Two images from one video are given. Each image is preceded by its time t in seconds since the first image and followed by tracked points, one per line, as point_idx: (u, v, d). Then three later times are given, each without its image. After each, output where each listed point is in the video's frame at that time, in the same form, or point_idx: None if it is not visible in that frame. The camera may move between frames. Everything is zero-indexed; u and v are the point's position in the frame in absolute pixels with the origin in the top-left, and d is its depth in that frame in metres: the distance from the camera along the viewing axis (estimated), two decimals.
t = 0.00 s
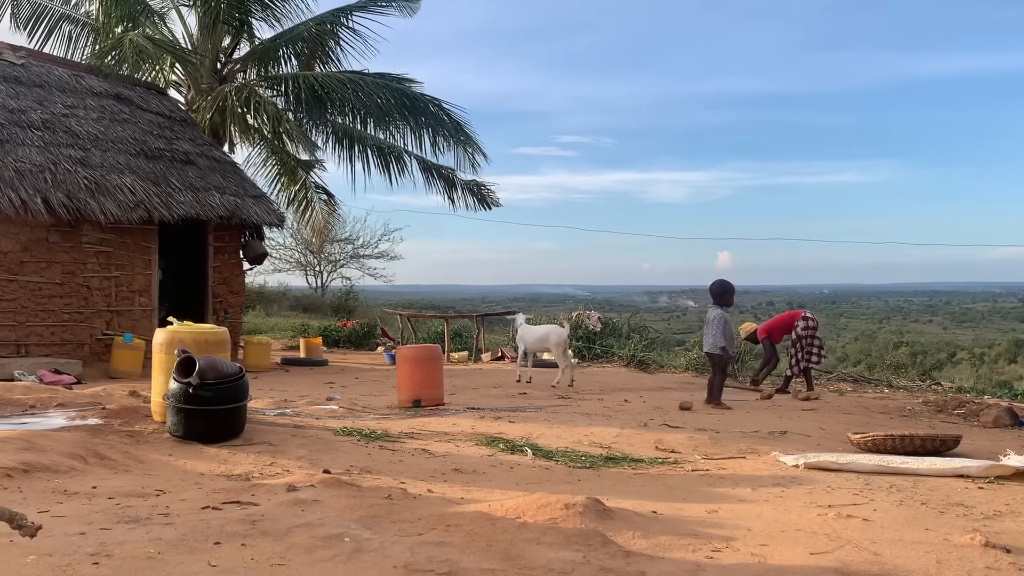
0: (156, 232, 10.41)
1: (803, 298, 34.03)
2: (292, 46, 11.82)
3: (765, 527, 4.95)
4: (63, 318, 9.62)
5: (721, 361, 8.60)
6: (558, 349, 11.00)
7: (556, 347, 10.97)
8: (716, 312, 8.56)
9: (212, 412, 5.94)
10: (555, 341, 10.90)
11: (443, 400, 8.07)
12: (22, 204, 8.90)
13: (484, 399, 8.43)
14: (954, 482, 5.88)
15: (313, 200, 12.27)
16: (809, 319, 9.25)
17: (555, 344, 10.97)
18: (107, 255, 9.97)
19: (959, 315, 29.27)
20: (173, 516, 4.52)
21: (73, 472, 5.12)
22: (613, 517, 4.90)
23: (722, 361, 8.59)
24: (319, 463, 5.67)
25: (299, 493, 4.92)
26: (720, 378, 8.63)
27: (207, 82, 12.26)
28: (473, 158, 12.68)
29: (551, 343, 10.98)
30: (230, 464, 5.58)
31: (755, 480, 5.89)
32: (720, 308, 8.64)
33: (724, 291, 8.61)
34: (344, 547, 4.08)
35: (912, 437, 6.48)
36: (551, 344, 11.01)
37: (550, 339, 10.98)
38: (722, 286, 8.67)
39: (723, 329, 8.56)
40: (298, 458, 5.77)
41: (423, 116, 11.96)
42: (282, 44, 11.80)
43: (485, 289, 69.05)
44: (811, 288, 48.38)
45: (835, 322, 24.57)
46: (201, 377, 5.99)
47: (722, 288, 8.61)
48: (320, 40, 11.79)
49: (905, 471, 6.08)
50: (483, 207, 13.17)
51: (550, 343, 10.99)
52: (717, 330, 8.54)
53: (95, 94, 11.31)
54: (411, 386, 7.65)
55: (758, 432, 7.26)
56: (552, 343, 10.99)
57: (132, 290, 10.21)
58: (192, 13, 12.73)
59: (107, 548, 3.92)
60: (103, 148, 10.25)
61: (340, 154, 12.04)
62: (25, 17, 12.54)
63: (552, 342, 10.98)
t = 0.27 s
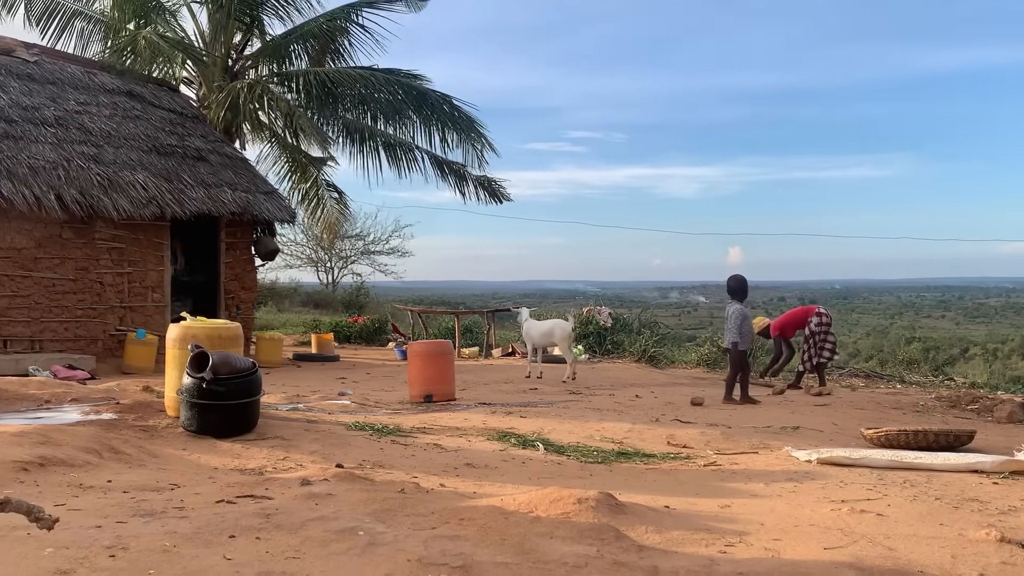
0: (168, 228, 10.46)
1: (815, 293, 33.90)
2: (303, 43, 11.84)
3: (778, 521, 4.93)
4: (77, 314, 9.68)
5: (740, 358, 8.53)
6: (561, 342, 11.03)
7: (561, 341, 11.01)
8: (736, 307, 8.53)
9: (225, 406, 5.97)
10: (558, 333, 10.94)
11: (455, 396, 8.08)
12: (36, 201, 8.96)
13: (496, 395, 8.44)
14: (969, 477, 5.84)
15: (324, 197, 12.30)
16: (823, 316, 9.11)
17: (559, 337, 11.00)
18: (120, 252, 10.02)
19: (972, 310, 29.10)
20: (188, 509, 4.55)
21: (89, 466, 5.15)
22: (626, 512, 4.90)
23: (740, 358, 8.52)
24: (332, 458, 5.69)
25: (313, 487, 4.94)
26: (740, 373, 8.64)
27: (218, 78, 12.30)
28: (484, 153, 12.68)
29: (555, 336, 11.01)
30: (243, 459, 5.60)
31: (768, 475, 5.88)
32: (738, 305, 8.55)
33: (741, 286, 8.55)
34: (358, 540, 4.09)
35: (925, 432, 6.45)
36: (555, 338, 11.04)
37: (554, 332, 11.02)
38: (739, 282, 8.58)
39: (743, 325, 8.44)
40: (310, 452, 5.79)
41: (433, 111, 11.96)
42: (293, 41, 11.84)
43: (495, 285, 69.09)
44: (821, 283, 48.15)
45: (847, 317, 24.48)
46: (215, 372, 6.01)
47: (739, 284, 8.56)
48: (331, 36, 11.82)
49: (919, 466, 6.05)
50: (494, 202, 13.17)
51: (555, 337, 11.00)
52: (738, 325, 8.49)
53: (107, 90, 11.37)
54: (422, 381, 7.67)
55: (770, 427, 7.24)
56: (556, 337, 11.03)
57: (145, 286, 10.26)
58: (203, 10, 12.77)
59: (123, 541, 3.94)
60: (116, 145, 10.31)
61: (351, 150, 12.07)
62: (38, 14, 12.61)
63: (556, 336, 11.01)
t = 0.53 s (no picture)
0: (178, 225, 10.50)
1: (824, 289, 33.77)
2: (312, 40, 11.86)
3: (789, 518, 4.92)
4: (88, 310, 9.73)
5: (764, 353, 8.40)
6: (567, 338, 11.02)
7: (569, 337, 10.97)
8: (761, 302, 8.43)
9: (235, 402, 5.98)
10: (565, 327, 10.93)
11: (464, 392, 8.09)
12: (47, 197, 9.01)
13: (505, 391, 8.44)
14: (980, 473, 5.82)
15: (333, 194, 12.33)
16: (833, 311, 9.15)
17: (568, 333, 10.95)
18: (130, 248, 10.07)
19: (983, 307, 28.95)
20: (199, 505, 4.57)
21: (101, 461, 5.18)
22: (636, 508, 4.90)
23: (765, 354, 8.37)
24: (342, 453, 5.71)
25: (323, 483, 4.95)
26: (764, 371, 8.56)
27: (227, 75, 12.33)
28: (493, 149, 12.68)
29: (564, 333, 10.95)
30: (254, 454, 5.62)
31: (778, 472, 5.86)
32: (763, 301, 8.43)
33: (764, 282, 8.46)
34: (369, 536, 4.10)
35: (937, 428, 6.42)
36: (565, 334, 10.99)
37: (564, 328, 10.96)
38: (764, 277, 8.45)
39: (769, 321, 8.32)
40: (321, 448, 5.81)
41: (442, 107, 11.96)
42: (302, 38, 11.85)
43: (502, 282, 69.10)
44: (830, 280, 47.95)
45: (857, 314, 24.39)
46: (225, 368, 6.03)
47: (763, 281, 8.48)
48: (340, 33, 11.84)
49: (930, 463, 6.03)
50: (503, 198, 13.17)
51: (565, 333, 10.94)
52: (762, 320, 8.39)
53: (117, 88, 11.41)
54: (432, 377, 7.67)
55: (780, 424, 7.23)
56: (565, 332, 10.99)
57: (155, 283, 10.30)
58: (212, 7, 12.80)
59: (136, 536, 3.95)
60: (126, 142, 10.35)
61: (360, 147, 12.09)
62: (49, 11, 12.67)
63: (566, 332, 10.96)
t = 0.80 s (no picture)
0: (184, 223, 10.52)
1: (830, 287, 33.67)
2: (317, 38, 11.87)
3: (795, 516, 4.91)
4: (95, 309, 9.76)
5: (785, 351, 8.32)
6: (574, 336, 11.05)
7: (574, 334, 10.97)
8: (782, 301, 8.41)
9: (242, 400, 6.00)
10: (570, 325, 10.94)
11: (470, 390, 8.09)
12: (54, 196, 9.03)
13: (510, 389, 8.45)
14: (988, 472, 5.80)
15: (339, 192, 12.36)
16: (840, 309, 9.08)
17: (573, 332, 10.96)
18: (136, 247, 10.09)
19: (990, 305, 28.86)
20: (206, 502, 4.58)
21: (108, 459, 5.20)
22: (642, 506, 4.90)
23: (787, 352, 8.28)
24: (349, 451, 5.71)
25: (330, 480, 4.96)
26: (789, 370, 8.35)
27: (233, 73, 12.35)
28: (498, 146, 12.68)
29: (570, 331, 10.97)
30: (260, 452, 5.63)
31: (785, 470, 5.85)
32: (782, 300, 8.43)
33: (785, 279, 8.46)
34: (375, 534, 4.10)
35: (944, 427, 6.39)
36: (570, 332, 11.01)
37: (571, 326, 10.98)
38: (780, 273, 8.43)
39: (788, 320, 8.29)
40: (327, 446, 5.81)
41: (448, 104, 11.96)
42: (307, 36, 11.85)
43: (508, 280, 69.12)
44: (836, 278, 47.83)
45: (863, 312, 24.32)
46: (232, 366, 6.05)
47: (782, 279, 8.48)
48: (345, 31, 11.83)
49: (937, 461, 6.01)
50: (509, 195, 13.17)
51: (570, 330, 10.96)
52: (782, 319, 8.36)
53: (124, 86, 11.44)
54: (437, 375, 7.67)
55: (786, 422, 7.22)
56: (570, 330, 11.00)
57: (161, 281, 10.33)
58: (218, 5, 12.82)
59: (144, 534, 3.96)
60: (132, 140, 10.38)
61: (366, 145, 12.11)
62: (55, 10, 12.71)
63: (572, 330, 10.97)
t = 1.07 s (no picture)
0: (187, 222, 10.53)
1: (832, 287, 33.62)
2: (320, 37, 11.88)
3: (799, 516, 4.91)
4: (98, 308, 9.77)
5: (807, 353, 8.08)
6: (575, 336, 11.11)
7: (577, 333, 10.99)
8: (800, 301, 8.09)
9: (245, 400, 6.01)
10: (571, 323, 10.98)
11: (473, 389, 8.09)
12: (57, 195, 9.05)
13: (514, 389, 8.45)
14: (991, 472, 5.79)
15: (342, 191, 12.36)
16: (843, 309, 9.11)
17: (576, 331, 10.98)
18: (139, 246, 10.11)
19: (993, 305, 28.80)
20: (211, 502, 4.59)
21: (112, 458, 5.21)
22: (646, 505, 4.90)
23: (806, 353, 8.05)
24: (352, 450, 5.72)
25: (334, 480, 4.96)
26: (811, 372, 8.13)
27: (236, 73, 12.36)
28: (501, 145, 12.68)
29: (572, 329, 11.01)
30: (264, 452, 5.63)
31: (788, 470, 5.85)
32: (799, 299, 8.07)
33: (802, 277, 8.11)
34: (379, 533, 4.11)
35: (948, 427, 6.39)
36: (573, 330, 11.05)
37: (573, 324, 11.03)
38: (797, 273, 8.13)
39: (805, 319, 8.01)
40: (330, 446, 5.82)
41: (450, 104, 11.97)
42: (310, 35, 11.85)
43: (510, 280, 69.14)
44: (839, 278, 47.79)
45: (867, 311, 24.29)
46: (236, 365, 6.06)
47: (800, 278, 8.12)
48: (348, 30, 11.84)
49: (941, 461, 6.00)
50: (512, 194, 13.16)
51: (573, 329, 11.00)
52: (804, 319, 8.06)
53: (127, 86, 11.45)
54: (441, 375, 7.68)
55: (789, 422, 7.21)
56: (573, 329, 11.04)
57: (164, 280, 10.35)
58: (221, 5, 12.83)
59: (148, 533, 3.97)
60: (136, 140, 10.39)
61: (368, 144, 12.12)
62: (58, 10, 12.73)
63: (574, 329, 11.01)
